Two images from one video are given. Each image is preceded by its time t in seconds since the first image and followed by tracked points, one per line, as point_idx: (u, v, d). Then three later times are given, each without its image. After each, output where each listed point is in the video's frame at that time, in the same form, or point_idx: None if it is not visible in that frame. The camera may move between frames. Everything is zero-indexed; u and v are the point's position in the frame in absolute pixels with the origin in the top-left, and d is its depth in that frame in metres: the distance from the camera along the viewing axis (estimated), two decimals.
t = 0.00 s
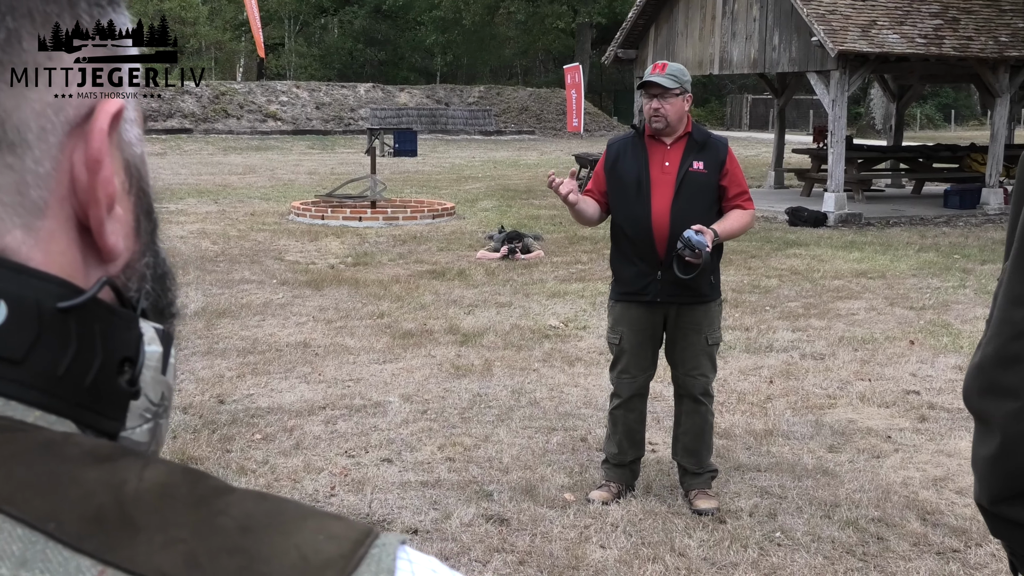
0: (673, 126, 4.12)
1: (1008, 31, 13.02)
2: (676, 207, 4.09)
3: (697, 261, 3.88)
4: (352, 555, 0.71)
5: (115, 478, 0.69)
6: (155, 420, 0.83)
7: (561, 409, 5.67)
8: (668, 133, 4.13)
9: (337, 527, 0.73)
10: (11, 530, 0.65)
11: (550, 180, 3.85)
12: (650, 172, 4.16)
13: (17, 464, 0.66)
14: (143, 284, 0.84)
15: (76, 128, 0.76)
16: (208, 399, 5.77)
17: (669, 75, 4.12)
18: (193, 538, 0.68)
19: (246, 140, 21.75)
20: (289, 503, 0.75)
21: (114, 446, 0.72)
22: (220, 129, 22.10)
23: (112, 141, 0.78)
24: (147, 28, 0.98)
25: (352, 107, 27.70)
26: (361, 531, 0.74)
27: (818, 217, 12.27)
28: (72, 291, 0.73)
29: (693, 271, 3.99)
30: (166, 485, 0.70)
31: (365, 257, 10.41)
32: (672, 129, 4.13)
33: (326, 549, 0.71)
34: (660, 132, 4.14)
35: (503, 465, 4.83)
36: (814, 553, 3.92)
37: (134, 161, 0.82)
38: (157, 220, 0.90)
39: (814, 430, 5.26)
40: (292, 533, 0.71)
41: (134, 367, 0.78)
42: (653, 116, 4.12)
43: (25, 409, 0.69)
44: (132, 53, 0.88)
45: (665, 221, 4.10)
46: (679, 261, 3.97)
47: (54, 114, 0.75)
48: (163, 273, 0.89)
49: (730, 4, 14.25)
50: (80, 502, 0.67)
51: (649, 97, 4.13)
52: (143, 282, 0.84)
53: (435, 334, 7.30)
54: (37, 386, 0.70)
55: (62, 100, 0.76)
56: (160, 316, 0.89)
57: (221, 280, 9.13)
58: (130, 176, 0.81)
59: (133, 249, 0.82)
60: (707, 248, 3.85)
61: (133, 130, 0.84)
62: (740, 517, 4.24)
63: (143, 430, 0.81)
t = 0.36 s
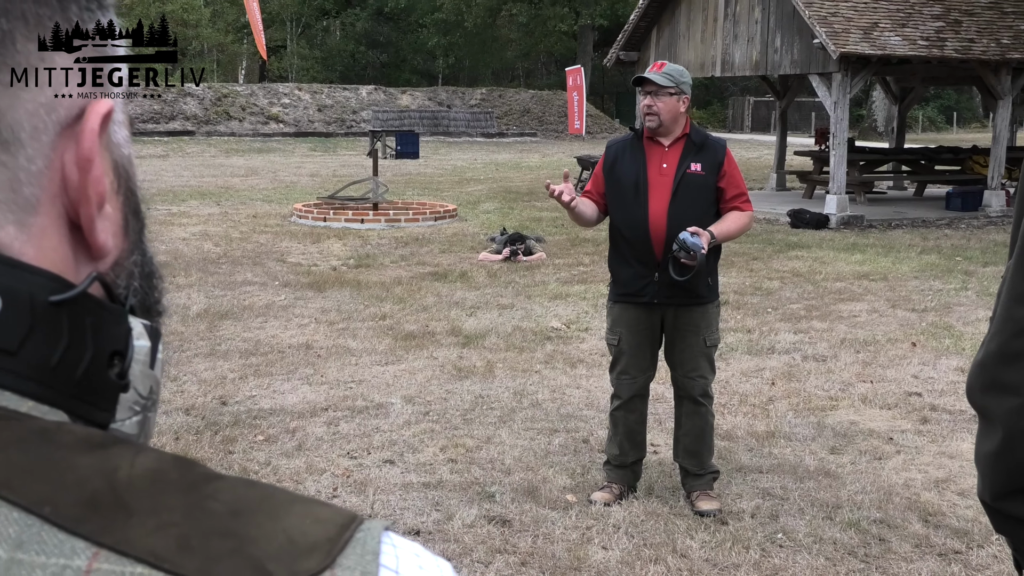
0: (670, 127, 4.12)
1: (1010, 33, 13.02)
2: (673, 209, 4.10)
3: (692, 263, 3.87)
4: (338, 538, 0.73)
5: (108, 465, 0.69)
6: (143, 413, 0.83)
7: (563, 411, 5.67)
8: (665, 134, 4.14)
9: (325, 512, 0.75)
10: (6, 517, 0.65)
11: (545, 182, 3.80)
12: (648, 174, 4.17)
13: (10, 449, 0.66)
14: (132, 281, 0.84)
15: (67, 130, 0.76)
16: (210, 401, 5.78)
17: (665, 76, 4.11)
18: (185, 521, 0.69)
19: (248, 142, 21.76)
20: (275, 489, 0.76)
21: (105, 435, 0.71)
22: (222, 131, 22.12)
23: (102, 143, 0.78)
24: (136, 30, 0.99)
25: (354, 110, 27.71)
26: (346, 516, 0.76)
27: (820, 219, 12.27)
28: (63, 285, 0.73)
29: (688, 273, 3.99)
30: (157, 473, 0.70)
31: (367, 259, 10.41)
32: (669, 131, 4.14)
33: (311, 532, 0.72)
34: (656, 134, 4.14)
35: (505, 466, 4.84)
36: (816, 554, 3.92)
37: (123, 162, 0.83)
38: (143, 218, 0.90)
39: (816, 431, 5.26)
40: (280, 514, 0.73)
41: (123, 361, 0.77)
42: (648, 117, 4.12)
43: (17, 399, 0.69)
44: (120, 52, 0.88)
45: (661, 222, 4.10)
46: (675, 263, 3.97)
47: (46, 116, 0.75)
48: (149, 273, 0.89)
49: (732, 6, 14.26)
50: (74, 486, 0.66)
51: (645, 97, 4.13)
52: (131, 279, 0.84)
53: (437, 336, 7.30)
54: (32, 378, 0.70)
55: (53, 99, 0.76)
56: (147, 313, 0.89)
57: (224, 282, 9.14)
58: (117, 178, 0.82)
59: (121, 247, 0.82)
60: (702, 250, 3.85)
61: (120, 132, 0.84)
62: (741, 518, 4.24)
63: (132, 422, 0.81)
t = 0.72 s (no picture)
0: (669, 128, 4.12)
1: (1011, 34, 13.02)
2: (672, 210, 4.10)
3: (691, 264, 3.87)
4: (318, 530, 0.71)
5: (88, 460, 0.68)
6: (124, 411, 0.82)
7: (564, 412, 5.68)
8: (665, 136, 4.14)
9: (304, 505, 0.74)
10: None
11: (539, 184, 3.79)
12: (647, 175, 4.17)
13: None
14: (112, 281, 0.82)
15: (46, 129, 0.74)
16: (213, 403, 5.79)
17: (666, 78, 4.11)
18: (165, 513, 0.68)
19: (249, 145, 21.80)
20: (254, 482, 0.75)
21: (85, 430, 0.70)
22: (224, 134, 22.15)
23: (82, 141, 0.77)
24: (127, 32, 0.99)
25: (356, 112, 27.75)
26: (325, 509, 0.74)
27: (821, 220, 12.27)
28: (41, 284, 0.72)
29: (687, 274, 4.00)
30: (138, 467, 0.69)
31: (369, 261, 10.43)
32: (669, 132, 4.14)
33: (292, 524, 0.71)
34: (656, 135, 4.14)
35: (507, 468, 4.84)
36: (817, 555, 3.92)
37: (103, 163, 0.81)
38: (125, 216, 0.88)
39: (818, 432, 5.26)
40: (262, 508, 0.71)
41: (104, 358, 0.77)
42: (648, 118, 4.12)
43: None
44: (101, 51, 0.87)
45: (660, 223, 4.11)
46: (673, 264, 3.98)
47: (24, 116, 0.73)
48: (130, 273, 0.88)
49: (732, 8, 14.26)
50: (54, 482, 0.66)
51: (645, 98, 4.13)
52: (111, 278, 0.82)
53: (439, 337, 7.31)
54: (16, 374, 0.69)
55: (33, 95, 0.74)
56: (126, 312, 0.88)
57: (226, 285, 9.15)
58: (97, 179, 0.80)
59: (100, 247, 0.80)
60: (701, 251, 3.85)
61: (101, 131, 0.82)
62: (743, 519, 4.24)
63: (113, 419, 0.80)
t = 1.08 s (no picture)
0: (669, 129, 4.12)
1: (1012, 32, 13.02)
2: (673, 211, 4.10)
3: (694, 264, 3.86)
4: (323, 534, 0.72)
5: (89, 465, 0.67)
6: (122, 415, 0.82)
7: (566, 412, 5.68)
8: (664, 136, 4.14)
9: (307, 507, 0.73)
10: None
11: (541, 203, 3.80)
12: (648, 175, 4.17)
13: None
14: (108, 283, 0.82)
15: (44, 133, 0.74)
16: (214, 404, 5.79)
17: (665, 79, 4.11)
18: (168, 518, 0.67)
19: (251, 146, 21.79)
20: (255, 485, 0.74)
21: (84, 436, 0.69)
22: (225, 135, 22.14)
23: (80, 145, 0.76)
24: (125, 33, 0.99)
25: (356, 113, 27.75)
26: (328, 512, 0.74)
27: (823, 220, 12.26)
28: (39, 287, 0.72)
29: (689, 273, 4.00)
30: (139, 471, 0.69)
31: (370, 262, 10.43)
32: (669, 133, 4.13)
33: (295, 527, 0.71)
34: (656, 136, 4.14)
35: (509, 468, 4.84)
36: (820, 555, 3.92)
37: (98, 166, 0.81)
38: (122, 220, 0.88)
39: (819, 431, 5.26)
40: (265, 510, 0.71)
41: (102, 361, 0.76)
42: (648, 119, 4.11)
43: None
44: (96, 51, 0.86)
45: (662, 223, 4.11)
46: (676, 265, 3.98)
47: (21, 118, 0.72)
48: (127, 274, 0.88)
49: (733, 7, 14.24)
50: (56, 488, 0.64)
51: (644, 99, 4.12)
52: (107, 281, 0.82)
53: (440, 338, 7.31)
54: (14, 379, 0.68)
55: (31, 97, 0.73)
56: (122, 314, 0.88)
57: (227, 286, 9.15)
58: (93, 181, 0.79)
59: (97, 249, 0.80)
60: (704, 250, 3.84)
61: (97, 135, 0.82)
62: (746, 518, 4.24)
63: (112, 423, 0.80)
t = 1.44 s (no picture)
0: (669, 129, 4.11)
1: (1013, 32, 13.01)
2: (674, 211, 4.09)
3: (694, 263, 3.86)
4: (340, 542, 0.72)
5: (105, 471, 0.68)
6: (137, 420, 0.83)
7: (568, 413, 5.67)
8: (664, 137, 4.14)
9: (325, 517, 0.74)
10: (7, 525, 0.64)
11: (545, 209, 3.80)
12: (648, 176, 4.17)
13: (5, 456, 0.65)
14: (125, 288, 0.84)
15: (60, 136, 0.75)
16: (216, 406, 5.79)
17: (664, 79, 4.10)
18: (184, 526, 0.67)
19: (251, 147, 21.80)
20: (272, 493, 0.74)
21: (102, 442, 0.70)
22: (227, 136, 22.15)
23: (96, 149, 0.78)
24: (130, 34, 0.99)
25: (357, 114, 27.75)
26: (344, 520, 0.74)
27: (824, 220, 12.25)
28: (56, 292, 0.73)
29: (689, 274, 4.00)
30: (154, 477, 0.69)
31: (371, 263, 10.44)
32: (669, 133, 4.13)
33: (311, 536, 0.71)
34: (656, 136, 4.13)
35: (511, 469, 4.83)
36: (822, 555, 3.91)
37: (114, 171, 0.82)
38: (138, 226, 0.90)
39: (822, 431, 5.26)
40: (281, 518, 0.71)
41: (117, 367, 0.78)
42: (648, 120, 4.11)
43: (11, 406, 0.68)
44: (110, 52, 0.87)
45: (662, 224, 4.11)
46: (676, 265, 4.02)
47: (40, 122, 0.75)
48: (143, 281, 0.89)
49: (734, 7, 14.24)
50: (71, 494, 0.65)
51: (644, 101, 4.12)
52: (123, 286, 0.84)
53: (442, 339, 7.30)
54: (27, 383, 0.69)
55: (47, 102, 0.76)
56: (138, 320, 0.89)
57: (229, 287, 9.16)
58: (110, 185, 0.81)
59: (113, 255, 0.82)
60: (704, 250, 3.84)
61: (113, 139, 0.84)
62: (748, 519, 4.24)
63: (127, 429, 0.81)
